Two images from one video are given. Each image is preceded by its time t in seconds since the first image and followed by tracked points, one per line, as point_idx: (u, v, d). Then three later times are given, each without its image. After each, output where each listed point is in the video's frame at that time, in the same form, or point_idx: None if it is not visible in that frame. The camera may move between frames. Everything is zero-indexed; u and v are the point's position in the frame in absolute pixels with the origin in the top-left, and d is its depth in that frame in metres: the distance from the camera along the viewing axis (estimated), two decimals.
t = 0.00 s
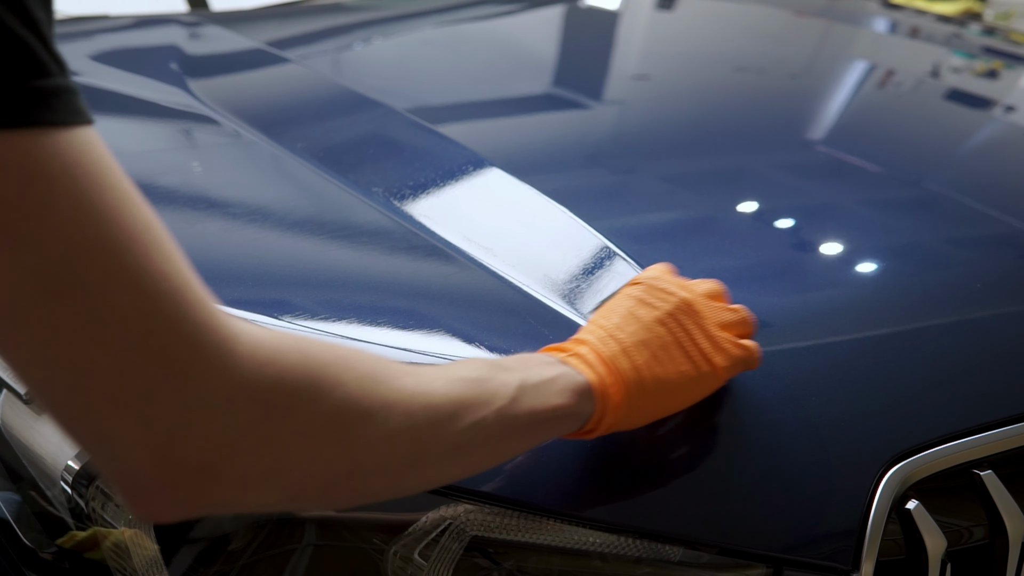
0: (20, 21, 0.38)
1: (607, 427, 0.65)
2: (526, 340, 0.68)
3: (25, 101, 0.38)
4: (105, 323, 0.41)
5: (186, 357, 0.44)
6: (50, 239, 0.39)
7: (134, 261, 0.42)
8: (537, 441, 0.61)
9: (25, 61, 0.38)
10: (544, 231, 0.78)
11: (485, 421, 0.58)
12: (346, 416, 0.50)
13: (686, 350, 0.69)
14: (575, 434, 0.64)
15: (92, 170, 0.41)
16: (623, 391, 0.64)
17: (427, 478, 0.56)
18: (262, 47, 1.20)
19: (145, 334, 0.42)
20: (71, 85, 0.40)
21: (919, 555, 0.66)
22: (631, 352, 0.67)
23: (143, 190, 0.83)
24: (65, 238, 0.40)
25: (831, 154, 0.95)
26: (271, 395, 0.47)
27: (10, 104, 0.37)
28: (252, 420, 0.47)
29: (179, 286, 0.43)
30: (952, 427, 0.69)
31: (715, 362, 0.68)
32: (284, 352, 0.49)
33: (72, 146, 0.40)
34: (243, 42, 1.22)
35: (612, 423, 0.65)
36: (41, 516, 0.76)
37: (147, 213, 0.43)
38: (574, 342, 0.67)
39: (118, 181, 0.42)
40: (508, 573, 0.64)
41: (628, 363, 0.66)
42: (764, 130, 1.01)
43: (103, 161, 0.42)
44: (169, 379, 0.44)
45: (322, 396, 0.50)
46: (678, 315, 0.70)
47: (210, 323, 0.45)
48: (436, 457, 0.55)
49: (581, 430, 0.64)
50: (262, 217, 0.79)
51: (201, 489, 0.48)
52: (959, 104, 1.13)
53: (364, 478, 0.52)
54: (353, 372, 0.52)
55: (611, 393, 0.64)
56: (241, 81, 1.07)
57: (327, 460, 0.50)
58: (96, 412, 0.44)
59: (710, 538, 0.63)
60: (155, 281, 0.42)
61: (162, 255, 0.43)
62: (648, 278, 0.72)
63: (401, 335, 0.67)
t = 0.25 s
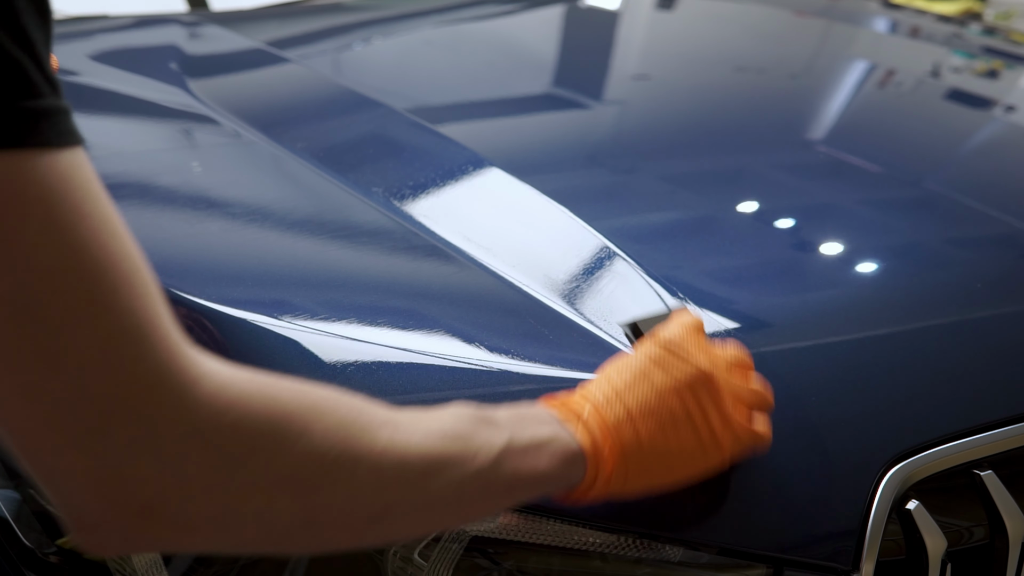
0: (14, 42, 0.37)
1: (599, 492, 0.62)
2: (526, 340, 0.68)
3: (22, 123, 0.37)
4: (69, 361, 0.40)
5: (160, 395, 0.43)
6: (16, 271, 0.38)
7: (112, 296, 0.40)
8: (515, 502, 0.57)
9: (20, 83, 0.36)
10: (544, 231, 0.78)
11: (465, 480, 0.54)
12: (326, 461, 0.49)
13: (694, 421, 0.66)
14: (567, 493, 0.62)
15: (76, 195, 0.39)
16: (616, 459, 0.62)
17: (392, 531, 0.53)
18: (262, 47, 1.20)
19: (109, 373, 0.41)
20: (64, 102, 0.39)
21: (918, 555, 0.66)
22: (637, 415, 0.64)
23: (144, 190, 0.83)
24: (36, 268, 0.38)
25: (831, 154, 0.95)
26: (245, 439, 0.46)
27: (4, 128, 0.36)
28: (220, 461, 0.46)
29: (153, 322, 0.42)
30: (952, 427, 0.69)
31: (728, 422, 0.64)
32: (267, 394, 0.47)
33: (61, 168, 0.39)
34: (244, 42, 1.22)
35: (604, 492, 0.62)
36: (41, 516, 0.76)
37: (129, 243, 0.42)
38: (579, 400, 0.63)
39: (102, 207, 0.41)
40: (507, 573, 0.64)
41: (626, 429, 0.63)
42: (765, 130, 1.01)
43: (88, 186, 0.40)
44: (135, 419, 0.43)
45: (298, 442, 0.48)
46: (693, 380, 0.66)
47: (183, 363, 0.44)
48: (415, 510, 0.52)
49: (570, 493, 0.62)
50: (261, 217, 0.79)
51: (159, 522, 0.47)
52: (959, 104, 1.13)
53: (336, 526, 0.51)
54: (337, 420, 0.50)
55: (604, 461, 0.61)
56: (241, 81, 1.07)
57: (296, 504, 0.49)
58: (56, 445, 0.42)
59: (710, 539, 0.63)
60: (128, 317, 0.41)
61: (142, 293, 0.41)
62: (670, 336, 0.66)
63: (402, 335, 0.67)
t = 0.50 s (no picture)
0: (64, 41, 0.36)
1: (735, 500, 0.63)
2: (526, 340, 0.68)
3: (87, 124, 0.36)
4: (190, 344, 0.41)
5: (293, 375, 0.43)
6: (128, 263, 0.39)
7: (227, 283, 0.41)
8: (627, 507, 0.59)
9: (83, 87, 0.36)
10: (544, 232, 0.78)
11: (589, 473, 0.56)
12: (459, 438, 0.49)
13: (834, 461, 0.67)
14: (698, 500, 0.63)
15: (167, 184, 0.40)
16: (752, 473, 0.64)
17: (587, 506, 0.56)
18: (262, 47, 1.20)
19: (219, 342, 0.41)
20: (137, 103, 0.39)
21: (919, 555, 0.67)
22: (775, 437, 0.66)
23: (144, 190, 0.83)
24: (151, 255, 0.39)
25: (830, 153, 0.95)
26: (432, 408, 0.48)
27: (79, 133, 0.36)
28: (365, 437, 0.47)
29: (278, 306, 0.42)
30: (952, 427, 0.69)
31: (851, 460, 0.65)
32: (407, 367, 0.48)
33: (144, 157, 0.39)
34: (244, 42, 1.22)
35: (742, 502, 0.64)
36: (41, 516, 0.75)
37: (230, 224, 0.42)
38: (724, 413, 0.65)
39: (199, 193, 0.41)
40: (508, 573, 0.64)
41: (767, 448, 0.66)
42: (764, 130, 1.01)
43: (177, 173, 0.40)
44: (285, 397, 0.44)
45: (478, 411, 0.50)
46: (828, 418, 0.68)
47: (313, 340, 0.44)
48: (539, 487, 0.53)
49: (711, 500, 0.63)
50: (262, 217, 0.79)
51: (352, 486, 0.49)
52: (959, 103, 1.13)
53: (474, 501, 0.52)
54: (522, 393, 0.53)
55: (737, 469, 0.63)
56: (241, 81, 1.07)
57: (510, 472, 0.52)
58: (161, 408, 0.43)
59: (709, 538, 0.65)
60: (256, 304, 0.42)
61: (253, 274, 0.42)
62: (825, 369, 0.67)
63: (401, 335, 0.67)
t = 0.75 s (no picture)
0: (62, 51, 0.34)
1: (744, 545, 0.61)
2: (526, 340, 0.68)
3: (79, 138, 0.35)
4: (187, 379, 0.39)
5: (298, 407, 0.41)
6: (116, 283, 0.37)
7: (219, 313, 0.39)
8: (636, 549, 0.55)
9: (74, 101, 0.35)
10: (544, 232, 0.78)
11: (600, 515, 0.52)
12: (459, 476, 0.46)
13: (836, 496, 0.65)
14: (706, 544, 0.61)
15: (156, 211, 0.38)
16: (767, 517, 0.61)
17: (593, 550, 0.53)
18: (262, 47, 1.20)
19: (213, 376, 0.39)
20: (129, 114, 0.37)
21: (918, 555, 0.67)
22: (790, 478, 0.63)
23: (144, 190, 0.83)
24: (139, 285, 0.37)
25: (830, 154, 0.95)
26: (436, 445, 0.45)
27: (69, 147, 0.35)
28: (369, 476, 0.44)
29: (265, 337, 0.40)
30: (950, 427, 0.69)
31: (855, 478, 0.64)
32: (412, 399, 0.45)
33: (132, 187, 0.37)
34: (244, 43, 1.22)
35: (752, 546, 0.61)
36: (42, 516, 0.75)
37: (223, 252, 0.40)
38: (737, 450, 0.62)
39: (190, 223, 0.39)
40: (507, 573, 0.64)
41: (783, 486, 0.63)
42: (764, 130, 1.01)
43: (169, 197, 0.38)
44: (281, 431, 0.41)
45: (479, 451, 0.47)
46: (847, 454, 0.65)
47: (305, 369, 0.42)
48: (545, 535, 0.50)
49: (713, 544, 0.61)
50: (261, 217, 0.79)
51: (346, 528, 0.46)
52: (959, 103, 1.13)
53: (479, 545, 0.49)
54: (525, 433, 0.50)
55: (754, 512, 0.61)
56: (241, 81, 1.07)
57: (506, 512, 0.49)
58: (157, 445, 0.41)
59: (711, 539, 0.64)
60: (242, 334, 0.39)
61: (245, 303, 0.40)
62: (831, 402, 0.65)
63: (402, 335, 0.67)
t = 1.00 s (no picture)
0: (55, 70, 0.36)
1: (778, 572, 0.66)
2: (526, 339, 0.68)
3: (81, 150, 0.36)
4: (219, 383, 0.41)
5: (322, 404, 0.43)
6: (146, 292, 0.39)
7: (241, 313, 0.40)
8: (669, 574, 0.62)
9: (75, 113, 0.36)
10: (544, 232, 0.78)
11: (627, 536, 0.57)
12: (474, 470, 0.49)
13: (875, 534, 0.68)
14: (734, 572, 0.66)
15: (183, 224, 0.40)
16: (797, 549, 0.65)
17: (575, 551, 0.55)
18: (262, 47, 1.20)
19: (240, 375, 0.41)
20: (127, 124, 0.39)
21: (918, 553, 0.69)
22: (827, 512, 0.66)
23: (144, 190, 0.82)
24: (176, 293, 0.39)
25: (831, 154, 0.95)
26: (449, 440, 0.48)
27: (75, 159, 0.36)
28: (383, 472, 0.46)
29: (297, 338, 0.43)
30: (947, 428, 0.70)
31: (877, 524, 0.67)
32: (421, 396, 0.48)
33: (157, 199, 0.40)
34: (244, 43, 1.22)
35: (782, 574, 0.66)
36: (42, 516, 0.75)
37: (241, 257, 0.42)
38: (775, 488, 0.64)
39: (216, 234, 0.42)
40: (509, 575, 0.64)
41: (819, 525, 0.66)
42: (765, 130, 1.01)
43: (181, 205, 0.41)
44: (306, 427, 0.43)
45: (484, 449, 0.50)
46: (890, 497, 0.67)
47: (335, 369, 0.44)
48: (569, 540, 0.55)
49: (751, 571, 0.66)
50: (261, 217, 0.79)
51: (358, 523, 0.48)
52: (959, 104, 1.13)
53: (500, 539, 0.52)
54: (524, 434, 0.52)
55: (785, 546, 0.65)
56: (241, 81, 1.07)
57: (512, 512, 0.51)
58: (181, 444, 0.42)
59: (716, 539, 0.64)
60: (279, 337, 0.42)
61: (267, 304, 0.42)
62: (876, 446, 0.66)
63: (402, 335, 0.67)
